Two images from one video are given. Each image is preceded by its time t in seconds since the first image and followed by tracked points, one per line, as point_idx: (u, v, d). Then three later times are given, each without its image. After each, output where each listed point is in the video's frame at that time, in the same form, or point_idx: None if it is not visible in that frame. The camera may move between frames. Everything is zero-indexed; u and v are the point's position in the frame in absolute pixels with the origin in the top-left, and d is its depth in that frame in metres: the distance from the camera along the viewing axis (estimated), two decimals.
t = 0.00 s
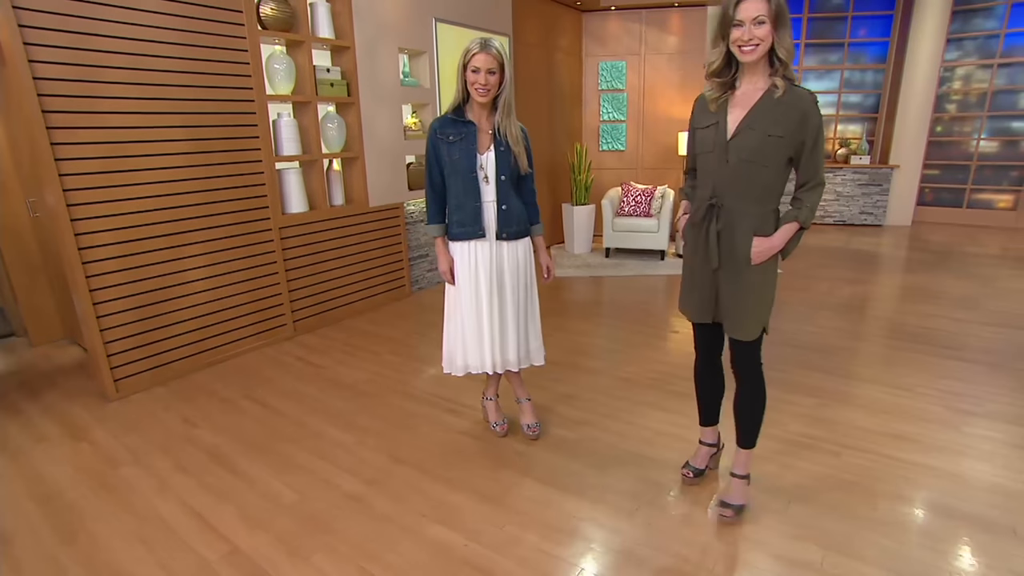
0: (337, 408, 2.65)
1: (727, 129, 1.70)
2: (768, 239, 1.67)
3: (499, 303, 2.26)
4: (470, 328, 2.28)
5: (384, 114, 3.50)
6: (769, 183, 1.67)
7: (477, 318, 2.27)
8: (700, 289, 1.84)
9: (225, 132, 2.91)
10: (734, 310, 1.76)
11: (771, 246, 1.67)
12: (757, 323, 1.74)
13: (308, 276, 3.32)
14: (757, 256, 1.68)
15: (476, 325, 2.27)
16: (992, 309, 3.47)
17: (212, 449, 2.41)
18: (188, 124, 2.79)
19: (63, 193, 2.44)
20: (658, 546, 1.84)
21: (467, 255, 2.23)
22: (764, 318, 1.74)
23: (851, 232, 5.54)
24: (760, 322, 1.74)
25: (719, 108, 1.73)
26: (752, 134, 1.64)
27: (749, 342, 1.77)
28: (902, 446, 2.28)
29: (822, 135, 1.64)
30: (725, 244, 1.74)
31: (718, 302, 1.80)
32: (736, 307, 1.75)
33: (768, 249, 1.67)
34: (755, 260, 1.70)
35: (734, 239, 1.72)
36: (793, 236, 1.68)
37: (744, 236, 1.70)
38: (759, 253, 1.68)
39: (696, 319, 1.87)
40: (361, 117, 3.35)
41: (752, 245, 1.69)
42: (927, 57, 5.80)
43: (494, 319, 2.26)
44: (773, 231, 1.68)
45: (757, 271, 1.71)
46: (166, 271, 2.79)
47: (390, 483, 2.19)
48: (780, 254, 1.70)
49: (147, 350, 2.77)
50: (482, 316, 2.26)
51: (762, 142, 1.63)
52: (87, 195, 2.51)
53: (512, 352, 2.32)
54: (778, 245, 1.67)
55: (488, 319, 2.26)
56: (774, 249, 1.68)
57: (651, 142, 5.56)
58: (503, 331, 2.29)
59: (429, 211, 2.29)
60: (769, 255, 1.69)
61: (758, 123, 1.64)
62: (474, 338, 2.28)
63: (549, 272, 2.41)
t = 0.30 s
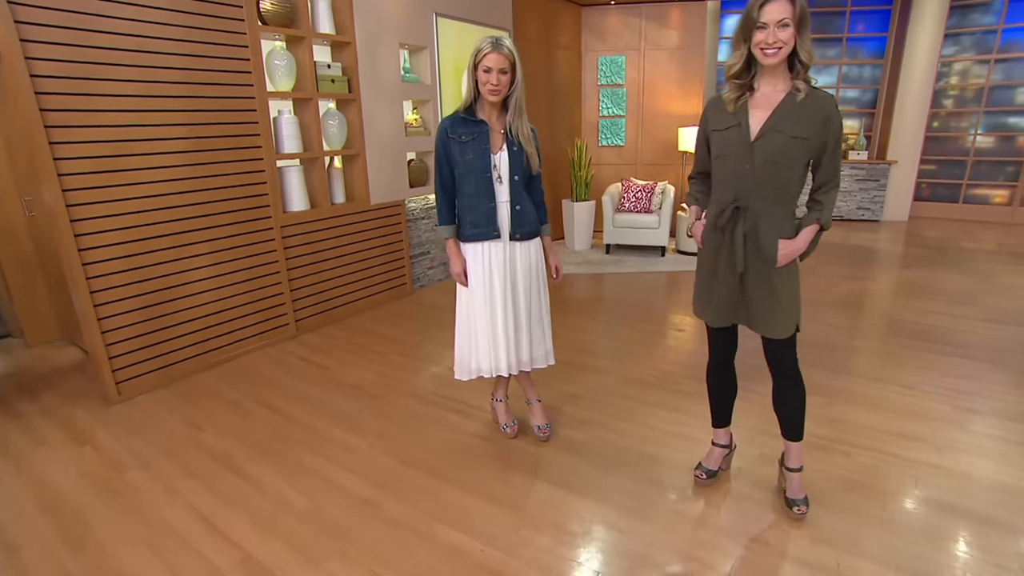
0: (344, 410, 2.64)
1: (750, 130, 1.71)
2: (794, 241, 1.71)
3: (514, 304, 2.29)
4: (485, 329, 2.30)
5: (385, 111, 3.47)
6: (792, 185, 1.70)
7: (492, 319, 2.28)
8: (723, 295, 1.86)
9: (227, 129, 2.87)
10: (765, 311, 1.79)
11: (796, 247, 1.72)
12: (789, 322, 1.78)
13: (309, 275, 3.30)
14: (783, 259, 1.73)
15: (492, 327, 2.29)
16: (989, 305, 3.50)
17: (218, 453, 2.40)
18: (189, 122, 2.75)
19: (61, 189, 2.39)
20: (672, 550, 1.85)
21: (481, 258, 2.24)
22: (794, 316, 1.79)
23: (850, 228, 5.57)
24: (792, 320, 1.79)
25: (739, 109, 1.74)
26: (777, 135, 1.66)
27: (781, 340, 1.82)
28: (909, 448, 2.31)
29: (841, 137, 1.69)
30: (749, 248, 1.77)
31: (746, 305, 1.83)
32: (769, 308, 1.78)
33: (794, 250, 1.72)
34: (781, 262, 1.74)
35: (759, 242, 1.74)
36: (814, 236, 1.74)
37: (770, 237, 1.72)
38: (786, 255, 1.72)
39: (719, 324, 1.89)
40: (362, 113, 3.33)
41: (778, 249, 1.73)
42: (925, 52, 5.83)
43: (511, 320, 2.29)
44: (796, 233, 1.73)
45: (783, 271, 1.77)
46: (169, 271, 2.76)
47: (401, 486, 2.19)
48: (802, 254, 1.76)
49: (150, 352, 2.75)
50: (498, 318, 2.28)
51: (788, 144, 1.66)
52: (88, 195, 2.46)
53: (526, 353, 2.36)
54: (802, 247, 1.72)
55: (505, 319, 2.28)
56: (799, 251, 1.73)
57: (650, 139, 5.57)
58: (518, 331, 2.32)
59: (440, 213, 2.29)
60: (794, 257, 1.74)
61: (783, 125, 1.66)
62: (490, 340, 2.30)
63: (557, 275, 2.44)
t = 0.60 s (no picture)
0: (350, 418, 2.63)
1: (772, 140, 1.72)
2: (817, 253, 1.75)
3: (523, 314, 2.31)
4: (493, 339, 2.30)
5: (384, 113, 3.45)
6: (815, 194, 1.73)
7: (501, 329, 2.30)
8: (743, 305, 1.88)
9: (226, 133, 2.84)
10: (786, 322, 1.82)
11: (820, 258, 1.75)
12: (808, 331, 1.82)
13: (308, 279, 3.28)
14: (808, 268, 1.76)
15: (500, 337, 2.30)
16: (985, 305, 3.55)
17: (222, 462, 2.37)
18: (188, 127, 2.71)
19: (58, 193, 2.34)
20: (686, 558, 1.86)
21: (490, 267, 2.24)
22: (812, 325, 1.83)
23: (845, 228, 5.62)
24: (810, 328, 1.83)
25: (758, 117, 1.75)
26: (802, 146, 1.68)
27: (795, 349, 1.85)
28: (912, 451, 2.35)
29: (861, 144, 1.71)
30: (773, 259, 1.78)
31: (766, 315, 1.86)
32: (789, 318, 1.82)
33: (818, 259, 1.75)
34: (805, 271, 1.78)
35: (785, 253, 1.77)
36: (834, 245, 1.77)
37: (794, 248, 1.75)
38: (810, 265, 1.75)
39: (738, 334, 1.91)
40: (361, 116, 3.31)
41: (803, 260, 1.75)
42: (918, 53, 5.88)
43: (520, 329, 2.31)
44: (819, 244, 1.76)
45: (806, 280, 1.81)
46: (169, 277, 2.72)
47: (410, 495, 2.18)
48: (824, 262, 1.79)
49: (150, 360, 2.71)
50: (506, 327, 2.29)
51: (812, 154, 1.68)
52: (87, 201, 2.42)
53: (534, 360, 2.38)
54: (825, 256, 1.76)
55: (514, 329, 2.30)
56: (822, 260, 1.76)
57: (647, 140, 5.59)
58: (527, 340, 2.35)
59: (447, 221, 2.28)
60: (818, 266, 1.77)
61: (807, 135, 1.68)
62: (498, 349, 2.31)
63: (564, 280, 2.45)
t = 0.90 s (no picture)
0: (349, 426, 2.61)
1: (776, 148, 1.73)
2: (821, 260, 1.74)
3: (525, 320, 2.29)
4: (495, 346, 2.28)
5: (377, 115, 3.43)
6: (820, 202, 1.72)
7: (503, 336, 2.28)
8: (746, 313, 1.88)
9: (217, 137, 2.79)
10: (787, 330, 1.82)
11: (825, 266, 1.73)
12: (810, 340, 1.81)
13: (302, 284, 3.25)
14: (812, 276, 1.75)
15: (503, 344, 2.28)
16: (973, 305, 3.61)
17: (221, 474, 2.34)
18: (179, 131, 2.65)
19: (45, 198, 2.27)
20: (695, 564, 1.87)
21: (493, 275, 2.22)
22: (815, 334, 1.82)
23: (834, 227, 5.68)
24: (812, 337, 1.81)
25: (763, 127, 1.75)
26: (804, 154, 1.69)
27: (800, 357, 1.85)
28: (910, 453, 2.38)
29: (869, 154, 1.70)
30: (776, 267, 1.79)
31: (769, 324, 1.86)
32: (791, 327, 1.81)
33: (823, 268, 1.74)
34: (809, 280, 1.76)
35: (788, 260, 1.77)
36: (843, 255, 1.75)
37: (798, 255, 1.75)
38: (815, 273, 1.74)
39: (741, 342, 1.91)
40: (354, 119, 3.29)
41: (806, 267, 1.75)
42: (904, 52, 5.93)
43: (522, 336, 2.30)
44: (824, 252, 1.75)
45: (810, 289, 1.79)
46: (159, 284, 2.67)
47: (414, 505, 2.17)
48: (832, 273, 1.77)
49: (141, 369, 2.66)
50: (508, 333, 2.27)
51: (816, 162, 1.68)
52: (76, 207, 2.36)
53: (536, 368, 2.36)
54: (831, 264, 1.74)
55: (516, 336, 2.28)
56: (828, 269, 1.75)
57: (637, 140, 5.62)
58: (529, 347, 2.33)
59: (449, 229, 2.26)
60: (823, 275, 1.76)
61: (810, 143, 1.68)
62: (501, 357, 2.29)
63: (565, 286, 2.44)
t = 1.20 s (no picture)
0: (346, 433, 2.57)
1: (776, 155, 1.73)
2: (815, 267, 1.74)
3: (525, 324, 2.27)
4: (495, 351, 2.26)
5: (366, 116, 3.38)
6: (815, 210, 1.72)
7: (503, 340, 2.25)
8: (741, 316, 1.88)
9: (205, 139, 2.72)
10: (781, 332, 1.83)
11: (818, 272, 1.75)
12: (802, 341, 1.82)
13: (292, 288, 3.20)
14: (805, 282, 1.76)
15: (504, 348, 2.26)
16: (959, 302, 3.68)
17: (216, 483, 2.29)
18: (166, 133, 2.58)
19: (27, 203, 2.18)
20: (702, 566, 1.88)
21: (494, 281, 2.21)
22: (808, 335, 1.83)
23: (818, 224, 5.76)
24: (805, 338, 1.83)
25: (763, 134, 1.75)
26: (803, 162, 1.69)
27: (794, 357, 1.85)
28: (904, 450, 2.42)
29: (867, 164, 1.71)
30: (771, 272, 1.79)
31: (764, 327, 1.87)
32: (787, 329, 1.82)
33: (816, 275, 1.75)
34: (803, 285, 1.77)
35: (783, 266, 1.77)
36: (836, 262, 1.76)
37: (793, 262, 1.75)
38: (808, 279, 1.75)
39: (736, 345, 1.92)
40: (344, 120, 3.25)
41: (800, 273, 1.76)
42: (884, 52, 6.01)
43: (523, 340, 2.28)
44: (817, 259, 1.76)
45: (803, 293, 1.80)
46: (146, 291, 2.59)
47: (416, 511, 2.15)
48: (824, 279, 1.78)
49: (130, 377, 2.59)
50: (509, 338, 2.25)
51: (815, 170, 1.68)
52: (61, 213, 2.28)
53: (536, 372, 2.35)
54: (823, 271, 1.75)
55: (516, 340, 2.26)
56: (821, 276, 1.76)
57: (625, 140, 5.63)
58: (530, 351, 2.31)
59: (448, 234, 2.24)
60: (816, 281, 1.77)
61: (809, 151, 1.68)
62: (501, 361, 2.27)
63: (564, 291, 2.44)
